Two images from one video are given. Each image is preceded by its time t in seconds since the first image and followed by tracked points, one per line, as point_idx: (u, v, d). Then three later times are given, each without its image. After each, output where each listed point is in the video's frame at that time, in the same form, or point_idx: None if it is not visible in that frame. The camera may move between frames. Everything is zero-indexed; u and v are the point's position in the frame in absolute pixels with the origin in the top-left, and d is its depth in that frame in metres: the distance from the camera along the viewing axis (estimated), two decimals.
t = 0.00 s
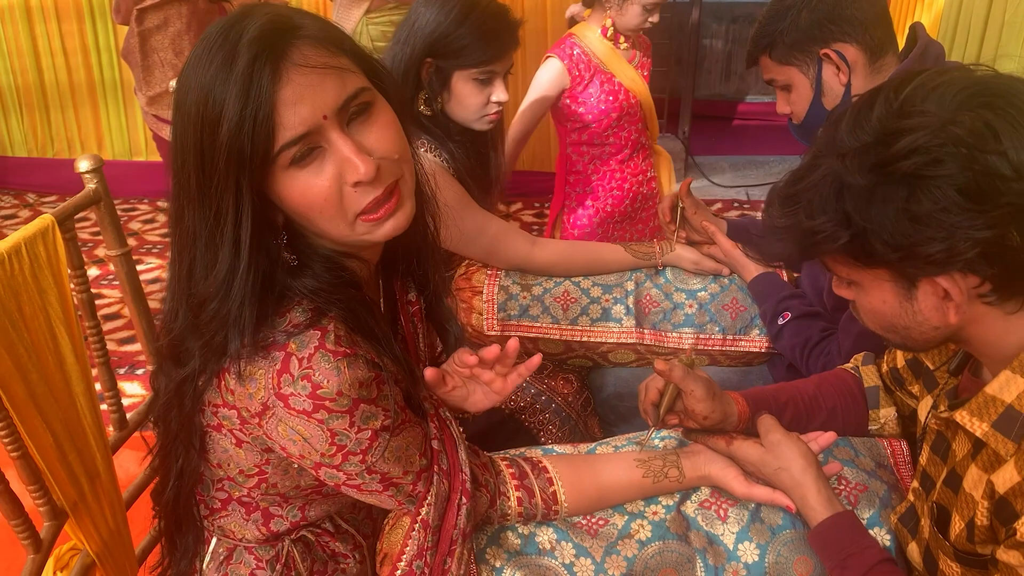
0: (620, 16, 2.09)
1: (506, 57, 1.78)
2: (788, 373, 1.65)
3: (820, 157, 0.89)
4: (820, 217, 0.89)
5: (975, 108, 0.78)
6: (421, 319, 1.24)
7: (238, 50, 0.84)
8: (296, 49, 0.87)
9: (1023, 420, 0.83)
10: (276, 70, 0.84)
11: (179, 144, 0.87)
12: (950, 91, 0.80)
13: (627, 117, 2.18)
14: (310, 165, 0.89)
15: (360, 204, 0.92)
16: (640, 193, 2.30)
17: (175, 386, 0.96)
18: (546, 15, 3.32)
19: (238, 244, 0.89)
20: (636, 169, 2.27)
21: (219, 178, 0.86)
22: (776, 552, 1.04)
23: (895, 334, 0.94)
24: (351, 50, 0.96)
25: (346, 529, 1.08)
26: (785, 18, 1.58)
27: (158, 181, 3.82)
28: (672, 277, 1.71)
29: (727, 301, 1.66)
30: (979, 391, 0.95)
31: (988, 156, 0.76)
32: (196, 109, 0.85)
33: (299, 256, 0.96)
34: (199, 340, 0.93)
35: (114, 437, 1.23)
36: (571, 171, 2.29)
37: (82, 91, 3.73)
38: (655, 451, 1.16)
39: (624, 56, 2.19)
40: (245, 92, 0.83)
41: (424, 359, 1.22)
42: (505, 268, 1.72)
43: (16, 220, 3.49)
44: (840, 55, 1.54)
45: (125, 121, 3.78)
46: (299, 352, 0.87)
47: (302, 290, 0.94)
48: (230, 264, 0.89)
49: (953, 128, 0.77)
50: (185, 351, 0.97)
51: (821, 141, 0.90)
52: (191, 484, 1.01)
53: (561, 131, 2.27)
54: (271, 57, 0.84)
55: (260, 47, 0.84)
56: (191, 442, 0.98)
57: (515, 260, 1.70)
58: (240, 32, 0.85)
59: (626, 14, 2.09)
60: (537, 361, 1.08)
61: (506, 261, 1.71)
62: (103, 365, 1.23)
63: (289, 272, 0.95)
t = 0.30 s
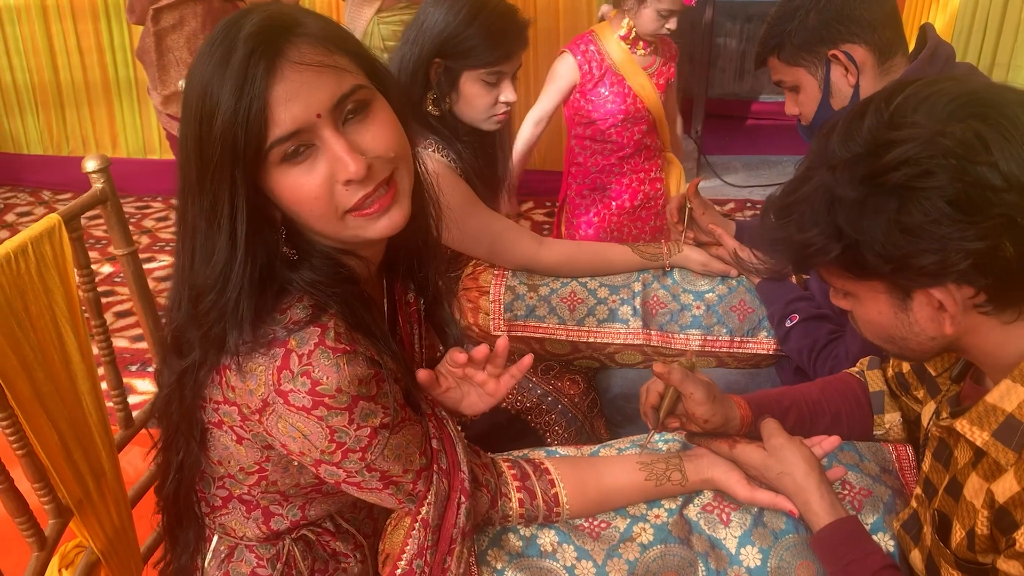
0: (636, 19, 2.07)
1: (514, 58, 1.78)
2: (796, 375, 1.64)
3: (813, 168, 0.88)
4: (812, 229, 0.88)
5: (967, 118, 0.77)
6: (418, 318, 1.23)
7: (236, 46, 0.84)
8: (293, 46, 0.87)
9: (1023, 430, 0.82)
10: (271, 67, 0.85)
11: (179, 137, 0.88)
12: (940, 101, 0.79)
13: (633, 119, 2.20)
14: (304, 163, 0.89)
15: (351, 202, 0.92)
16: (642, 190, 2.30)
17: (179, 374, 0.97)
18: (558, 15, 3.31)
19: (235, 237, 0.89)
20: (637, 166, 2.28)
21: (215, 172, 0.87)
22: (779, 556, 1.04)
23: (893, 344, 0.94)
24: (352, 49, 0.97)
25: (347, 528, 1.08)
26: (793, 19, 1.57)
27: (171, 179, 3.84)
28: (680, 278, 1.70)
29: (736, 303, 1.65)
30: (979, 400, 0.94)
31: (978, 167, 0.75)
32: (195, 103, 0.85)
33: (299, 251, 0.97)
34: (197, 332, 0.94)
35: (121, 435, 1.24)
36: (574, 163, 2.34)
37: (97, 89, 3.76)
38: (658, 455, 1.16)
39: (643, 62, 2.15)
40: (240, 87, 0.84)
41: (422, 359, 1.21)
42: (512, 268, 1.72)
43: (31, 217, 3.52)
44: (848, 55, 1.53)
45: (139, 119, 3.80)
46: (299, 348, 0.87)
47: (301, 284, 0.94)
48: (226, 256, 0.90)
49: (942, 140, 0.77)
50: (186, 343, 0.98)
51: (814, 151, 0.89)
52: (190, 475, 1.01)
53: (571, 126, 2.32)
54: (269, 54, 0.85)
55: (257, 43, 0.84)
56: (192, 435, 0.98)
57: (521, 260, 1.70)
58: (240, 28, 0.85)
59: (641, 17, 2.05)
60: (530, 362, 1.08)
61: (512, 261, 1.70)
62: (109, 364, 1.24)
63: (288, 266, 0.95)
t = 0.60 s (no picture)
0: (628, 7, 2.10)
1: (522, 54, 1.76)
2: (806, 376, 1.63)
3: (819, 167, 0.86)
4: (818, 229, 0.86)
5: (976, 116, 0.76)
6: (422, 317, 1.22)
7: (243, 37, 0.83)
8: (300, 39, 0.86)
9: None
10: (278, 59, 0.84)
11: (182, 127, 0.87)
12: (948, 98, 0.78)
13: (629, 114, 2.21)
14: (308, 157, 0.89)
15: (355, 197, 0.91)
16: (636, 194, 2.30)
17: (178, 365, 0.96)
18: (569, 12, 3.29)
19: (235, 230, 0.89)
20: (632, 169, 2.28)
21: (217, 164, 0.86)
22: (785, 560, 1.02)
23: (901, 346, 0.92)
24: (359, 44, 0.96)
25: (347, 527, 1.07)
26: (804, 15, 1.56)
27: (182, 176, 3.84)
28: (689, 277, 1.68)
29: (745, 302, 1.62)
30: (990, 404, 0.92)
31: (987, 165, 0.74)
32: (199, 93, 0.84)
33: (299, 246, 0.96)
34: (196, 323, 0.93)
35: (124, 431, 1.24)
36: (573, 159, 2.36)
37: (109, 87, 3.77)
38: (663, 455, 1.15)
39: (643, 53, 2.17)
40: (246, 79, 0.83)
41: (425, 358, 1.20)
42: (520, 266, 1.71)
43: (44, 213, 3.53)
44: (859, 52, 1.50)
45: (151, 116, 3.81)
46: (298, 345, 0.86)
47: (300, 280, 0.93)
48: (226, 248, 0.89)
49: (950, 138, 0.75)
50: (186, 334, 0.97)
51: (820, 149, 0.87)
52: (190, 469, 1.01)
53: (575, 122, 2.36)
54: (276, 45, 0.84)
55: (264, 36, 0.83)
56: (190, 428, 0.98)
57: (528, 258, 1.69)
58: (247, 19, 0.84)
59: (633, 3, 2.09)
60: (536, 357, 1.09)
61: (520, 259, 1.70)
62: (113, 360, 1.24)
63: (288, 261, 0.95)
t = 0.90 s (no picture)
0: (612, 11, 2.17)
1: (529, 52, 1.76)
2: (813, 376, 1.62)
3: (824, 166, 0.86)
4: (822, 229, 0.85)
5: (983, 114, 0.75)
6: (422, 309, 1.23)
7: (308, 55, 0.81)
8: (361, 61, 0.85)
9: None
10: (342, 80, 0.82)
11: (213, 135, 0.82)
12: (955, 96, 0.77)
13: (605, 119, 2.30)
14: (357, 177, 0.88)
15: (399, 218, 0.92)
16: (605, 201, 2.37)
17: (183, 361, 0.96)
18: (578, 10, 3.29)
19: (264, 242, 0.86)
20: (604, 175, 2.35)
21: (263, 180, 0.83)
22: (790, 561, 1.01)
23: (907, 347, 0.91)
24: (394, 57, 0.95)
25: (348, 522, 1.08)
26: (811, 13, 1.55)
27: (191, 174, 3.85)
28: (696, 276, 1.67)
29: (752, 301, 1.62)
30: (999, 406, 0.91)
31: (994, 164, 0.73)
32: (247, 105, 0.80)
33: (308, 249, 0.93)
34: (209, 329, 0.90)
35: (129, 427, 1.24)
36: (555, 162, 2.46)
37: (120, 85, 3.79)
38: (669, 455, 1.14)
39: (628, 59, 2.23)
40: (311, 99, 0.80)
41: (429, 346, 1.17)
42: (526, 264, 1.71)
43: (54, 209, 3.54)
44: (867, 50, 1.49)
45: (162, 115, 3.83)
46: (298, 341, 0.87)
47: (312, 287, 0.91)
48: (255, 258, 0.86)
49: (956, 136, 0.74)
50: (195, 334, 0.95)
51: (825, 148, 0.87)
52: (191, 460, 1.02)
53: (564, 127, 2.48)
54: (342, 70, 0.82)
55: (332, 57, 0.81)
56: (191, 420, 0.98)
57: (534, 256, 1.69)
58: (312, 38, 0.82)
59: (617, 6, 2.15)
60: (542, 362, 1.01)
61: (526, 257, 1.69)
62: (118, 356, 1.24)
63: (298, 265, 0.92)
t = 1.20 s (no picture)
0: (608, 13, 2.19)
1: (532, 50, 1.76)
2: (817, 375, 1.61)
3: (822, 163, 0.85)
4: (818, 224, 0.85)
5: (979, 110, 0.74)
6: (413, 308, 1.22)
7: (354, 82, 0.79)
8: (395, 83, 0.84)
9: None
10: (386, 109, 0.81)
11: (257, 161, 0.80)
12: (952, 92, 0.76)
13: (599, 122, 2.30)
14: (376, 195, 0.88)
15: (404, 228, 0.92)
16: (600, 203, 2.40)
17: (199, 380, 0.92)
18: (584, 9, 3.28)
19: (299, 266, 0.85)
20: (598, 175, 2.37)
21: (304, 208, 0.82)
22: (791, 561, 1.01)
23: (905, 346, 0.90)
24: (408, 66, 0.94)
25: (346, 521, 1.08)
26: (814, 12, 1.55)
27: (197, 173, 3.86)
28: (698, 275, 1.66)
29: (756, 301, 1.61)
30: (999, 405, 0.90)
31: (988, 159, 0.72)
32: (297, 135, 0.78)
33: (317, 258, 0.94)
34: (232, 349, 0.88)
35: (129, 425, 1.24)
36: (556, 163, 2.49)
37: (127, 85, 3.80)
38: (669, 454, 1.14)
39: (622, 59, 2.23)
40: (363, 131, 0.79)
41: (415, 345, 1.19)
42: (529, 264, 1.70)
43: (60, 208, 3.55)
44: (870, 48, 1.47)
45: (168, 114, 3.84)
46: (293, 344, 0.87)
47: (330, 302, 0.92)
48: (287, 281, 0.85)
49: (951, 131, 0.74)
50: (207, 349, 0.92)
51: (823, 146, 0.86)
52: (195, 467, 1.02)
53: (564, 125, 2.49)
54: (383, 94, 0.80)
55: (377, 85, 0.80)
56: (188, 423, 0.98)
57: (537, 256, 1.68)
58: (354, 57, 0.80)
59: (610, 8, 2.17)
60: (542, 354, 1.01)
61: (527, 256, 1.69)
62: (118, 353, 1.24)
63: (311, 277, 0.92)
